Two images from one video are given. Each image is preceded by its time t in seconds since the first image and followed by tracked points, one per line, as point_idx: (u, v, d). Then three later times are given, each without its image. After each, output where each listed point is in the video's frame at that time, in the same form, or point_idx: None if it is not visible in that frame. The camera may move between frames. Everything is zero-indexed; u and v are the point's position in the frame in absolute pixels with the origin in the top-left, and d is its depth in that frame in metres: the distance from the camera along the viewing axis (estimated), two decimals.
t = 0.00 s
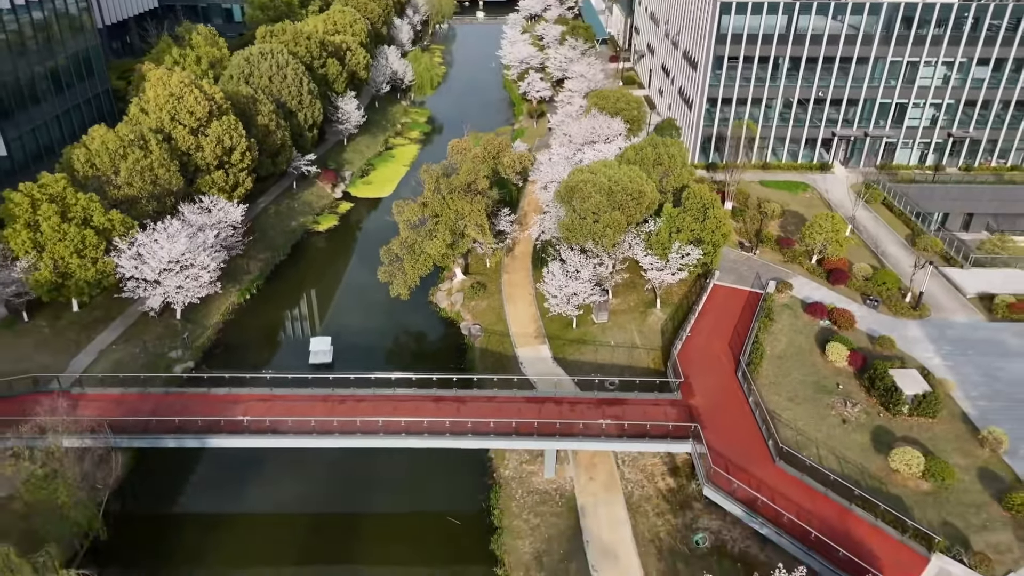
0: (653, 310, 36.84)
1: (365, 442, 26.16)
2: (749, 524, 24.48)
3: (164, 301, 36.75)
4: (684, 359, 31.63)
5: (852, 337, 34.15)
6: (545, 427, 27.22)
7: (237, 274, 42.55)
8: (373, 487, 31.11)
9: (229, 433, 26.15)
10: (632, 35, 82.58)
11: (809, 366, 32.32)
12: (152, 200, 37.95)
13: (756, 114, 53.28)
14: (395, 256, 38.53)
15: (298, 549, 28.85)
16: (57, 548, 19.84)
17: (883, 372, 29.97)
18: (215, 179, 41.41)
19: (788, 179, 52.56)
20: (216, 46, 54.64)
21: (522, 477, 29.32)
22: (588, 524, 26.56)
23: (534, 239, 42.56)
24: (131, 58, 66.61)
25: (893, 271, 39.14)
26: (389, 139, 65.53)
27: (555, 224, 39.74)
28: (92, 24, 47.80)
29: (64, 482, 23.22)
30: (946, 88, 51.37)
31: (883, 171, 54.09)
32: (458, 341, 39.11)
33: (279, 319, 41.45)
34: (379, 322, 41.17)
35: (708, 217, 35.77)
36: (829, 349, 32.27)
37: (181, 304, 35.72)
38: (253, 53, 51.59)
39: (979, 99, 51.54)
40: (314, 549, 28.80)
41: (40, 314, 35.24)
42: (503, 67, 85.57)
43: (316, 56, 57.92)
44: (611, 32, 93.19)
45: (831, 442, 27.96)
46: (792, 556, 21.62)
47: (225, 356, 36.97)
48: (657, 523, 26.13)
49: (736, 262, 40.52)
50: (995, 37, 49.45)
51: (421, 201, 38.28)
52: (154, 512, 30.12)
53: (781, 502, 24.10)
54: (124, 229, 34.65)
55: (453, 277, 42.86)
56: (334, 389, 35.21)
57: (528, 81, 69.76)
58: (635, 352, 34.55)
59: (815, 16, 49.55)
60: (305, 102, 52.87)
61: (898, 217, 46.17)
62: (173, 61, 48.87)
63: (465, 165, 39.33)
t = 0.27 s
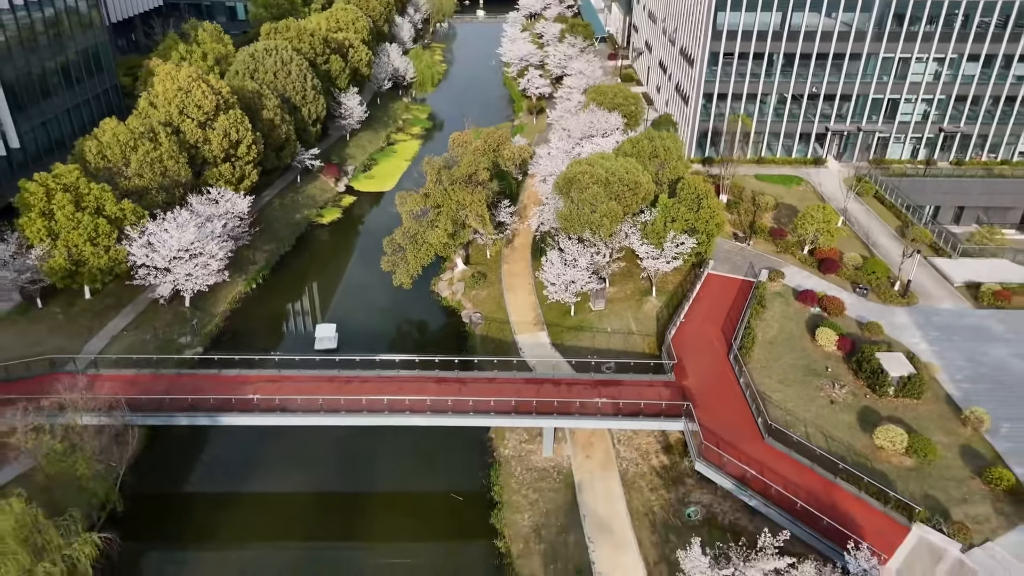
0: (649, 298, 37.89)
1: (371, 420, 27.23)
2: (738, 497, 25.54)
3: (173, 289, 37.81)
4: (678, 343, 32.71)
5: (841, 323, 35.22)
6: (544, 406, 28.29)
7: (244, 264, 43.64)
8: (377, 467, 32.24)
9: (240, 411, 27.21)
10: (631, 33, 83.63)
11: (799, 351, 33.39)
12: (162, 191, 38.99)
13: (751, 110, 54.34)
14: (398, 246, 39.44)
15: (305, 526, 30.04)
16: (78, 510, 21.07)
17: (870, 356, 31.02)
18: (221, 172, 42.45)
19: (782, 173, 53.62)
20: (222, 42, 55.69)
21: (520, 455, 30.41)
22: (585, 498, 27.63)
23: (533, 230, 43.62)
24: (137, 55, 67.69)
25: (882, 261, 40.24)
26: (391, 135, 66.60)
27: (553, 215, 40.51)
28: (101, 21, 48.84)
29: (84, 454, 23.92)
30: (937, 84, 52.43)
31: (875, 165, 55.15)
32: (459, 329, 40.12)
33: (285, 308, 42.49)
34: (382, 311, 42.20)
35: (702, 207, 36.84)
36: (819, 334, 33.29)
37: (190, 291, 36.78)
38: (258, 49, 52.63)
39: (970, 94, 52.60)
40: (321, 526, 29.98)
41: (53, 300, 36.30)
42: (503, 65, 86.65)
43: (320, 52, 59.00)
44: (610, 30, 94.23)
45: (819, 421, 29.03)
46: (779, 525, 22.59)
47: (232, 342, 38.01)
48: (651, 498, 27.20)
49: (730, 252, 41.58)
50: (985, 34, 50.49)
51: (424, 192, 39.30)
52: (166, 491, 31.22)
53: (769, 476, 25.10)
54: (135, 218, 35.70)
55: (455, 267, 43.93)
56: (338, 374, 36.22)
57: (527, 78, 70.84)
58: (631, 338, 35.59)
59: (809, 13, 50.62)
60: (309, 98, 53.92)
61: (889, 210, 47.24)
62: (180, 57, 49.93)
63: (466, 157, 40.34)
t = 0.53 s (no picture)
0: (644, 287, 38.97)
1: (375, 399, 28.31)
2: (727, 472, 26.64)
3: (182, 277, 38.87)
4: (671, 328, 33.80)
5: (831, 310, 36.26)
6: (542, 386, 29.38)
7: (250, 255, 44.75)
8: (381, 447, 33.36)
9: (249, 391, 28.29)
10: (629, 31, 84.69)
11: (789, 336, 34.48)
12: (170, 183, 40.03)
13: (746, 105, 55.39)
14: (400, 236, 40.48)
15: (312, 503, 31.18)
16: (99, 479, 21.96)
17: (857, 340, 32.11)
18: (228, 164, 43.50)
19: (777, 167, 54.69)
20: (227, 39, 56.74)
21: (519, 435, 31.55)
22: (581, 474, 28.72)
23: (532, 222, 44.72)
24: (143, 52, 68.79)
25: (872, 251, 41.33)
26: (392, 131, 67.67)
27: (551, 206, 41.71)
28: (109, 18, 49.89)
29: (100, 430, 23.94)
30: (929, 80, 53.51)
31: (868, 159, 56.22)
32: (460, 317, 41.15)
33: (289, 298, 43.56)
34: (384, 300, 43.25)
35: (695, 197, 37.98)
36: (809, 320, 34.30)
37: (199, 279, 37.84)
38: (263, 46, 53.70)
39: (961, 90, 53.67)
40: (327, 503, 31.12)
41: (66, 288, 37.37)
42: (503, 63, 87.75)
43: (323, 49, 60.11)
44: (608, 28, 95.30)
45: (807, 401, 30.13)
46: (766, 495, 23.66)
47: (239, 329, 39.07)
48: (644, 474, 28.31)
49: (723, 243, 42.67)
50: (975, 30, 51.54)
51: (425, 183, 40.36)
52: (177, 470, 32.31)
53: (758, 452, 26.18)
54: (145, 208, 36.73)
55: (455, 258, 45.00)
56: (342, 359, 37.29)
57: (526, 75, 71.94)
58: (627, 324, 36.67)
59: (802, 10, 51.70)
60: (312, 93, 54.98)
61: (881, 203, 48.39)
62: (186, 53, 51.01)
63: (467, 149, 41.38)
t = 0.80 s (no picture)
0: (640, 276, 40.07)
1: (380, 380, 29.39)
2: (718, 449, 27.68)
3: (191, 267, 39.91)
4: (666, 314, 34.90)
5: (821, 298, 37.34)
6: (539, 369, 30.44)
7: (255, 246, 45.88)
8: (385, 430, 34.45)
9: (258, 372, 29.38)
10: (627, 29, 85.78)
11: (780, 322, 35.57)
12: (179, 175, 41.09)
13: (741, 101, 56.48)
14: (402, 228, 41.72)
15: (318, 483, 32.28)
16: (117, 451, 23.18)
17: (845, 325, 33.19)
18: (234, 158, 44.55)
19: (771, 162, 55.79)
20: (232, 36, 57.81)
21: (518, 417, 32.75)
22: (577, 453, 29.83)
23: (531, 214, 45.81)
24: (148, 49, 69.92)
25: (862, 242, 42.43)
26: (394, 127, 68.74)
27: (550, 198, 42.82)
28: (117, 15, 51.01)
29: (116, 407, 24.87)
30: (920, 76, 54.59)
31: (861, 154, 57.32)
32: (461, 306, 42.22)
33: (294, 288, 44.60)
34: (386, 290, 44.30)
35: (690, 188, 39.17)
36: (799, 308, 35.39)
37: (207, 268, 38.91)
38: (267, 42, 54.74)
39: (951, 86, 54.78)
40: (333, 483, 32.20)
41: (78, 276, 38.45)
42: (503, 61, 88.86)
43: (326, 46, 61.24)
44: (607, 27, 96.38)
45: (796, 383, 31.23)
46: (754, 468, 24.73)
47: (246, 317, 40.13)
48: (638, 452, 29.40)
49: (718, 234, 43.79)
50: (965, 28, 52.58)
51: (427, 175, 41.48)
52: (187, 452, 33.43)
53: (747, 429, 27.22)
54: (155, 199, 37.79)
55: (456, 249, 46.07)
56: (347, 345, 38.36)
57: (525, 72, 73.05)
58: (623, 312, 37.77)
59: (796, 8, 52.77)
60: (316, 89, 56.03)
61: (874, 198, 49.52)
62: (192, 49, 52.04)
63: (468, 143, 42.44)
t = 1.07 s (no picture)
0: (637, 265, 41.13)
1: (384, 363, 30.45)
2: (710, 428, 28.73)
3: (200, 257, 40.87)
4: (661, 301, 35.97)
5: (813, 287, 38.37)
6: (538, 352, 31.48)
7: (261, 237, 46.94)
8: (388, 414, 35.51)
9: (267, 354, 30.44)
10: (626, 27, 86.86)
11: (772, 309, 36.64)
12: (187, 167, 42.12)
13: (737, 97, 57.51)
14: (405, 219, 42.70)
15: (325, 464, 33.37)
16: (135, 426, 24.00)
17: (835, 311, 34.24)
18: (241, 151, 45.58)
19: (766, 156, 56.86)
20: (237, 33, 58.87)
21: (518, 400, 33.84)
22: (575, 433, 30.89)
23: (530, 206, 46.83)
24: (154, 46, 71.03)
25: (853, 233, 43.47)
26: (396, 123, 69.74)
27: (548, 190, 43.86)
28: (125, 12, 52.07)
29: (132, 386, 25.90)
30: (912, 72, 55.62)
31: (855, 149, 58.37)
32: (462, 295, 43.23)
33: (299, 278, 45.61)
34: (389, 280, 45.32)
35: (685, 179, 40.34)
36: (791, 295, 36.43)
37: (214, 257, 39.93)
38: (272, 39, 55.74)
39: (943, 82, 55.84)
40: (339, 464, 33.28)
41: (90, 265, 39.51)
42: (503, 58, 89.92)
43: (329, 43, 62.35)
44: (606, 25, 97.44)
45: (787, 366, 32.28)
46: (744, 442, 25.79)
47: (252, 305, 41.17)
48: (634, 432, 30.45)
49: (713, 226, 44.85)
50: (956, 25, 53.61)
51: (429, 167, 42.60)
52: (197, 434, 34.49)
53: (738, 408, 28.28)
54: (164, 190, 38.83)
55: (457, 241, 47.11)
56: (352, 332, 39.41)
57: (525, 69, 74.17)
58: (620, 300, 38.81)
59: (790, 5, 53.80)
60: (319, 85, 57.07)
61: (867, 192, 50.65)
62: (199, 45, 53.08)
63: (469, 136, 43.48)
